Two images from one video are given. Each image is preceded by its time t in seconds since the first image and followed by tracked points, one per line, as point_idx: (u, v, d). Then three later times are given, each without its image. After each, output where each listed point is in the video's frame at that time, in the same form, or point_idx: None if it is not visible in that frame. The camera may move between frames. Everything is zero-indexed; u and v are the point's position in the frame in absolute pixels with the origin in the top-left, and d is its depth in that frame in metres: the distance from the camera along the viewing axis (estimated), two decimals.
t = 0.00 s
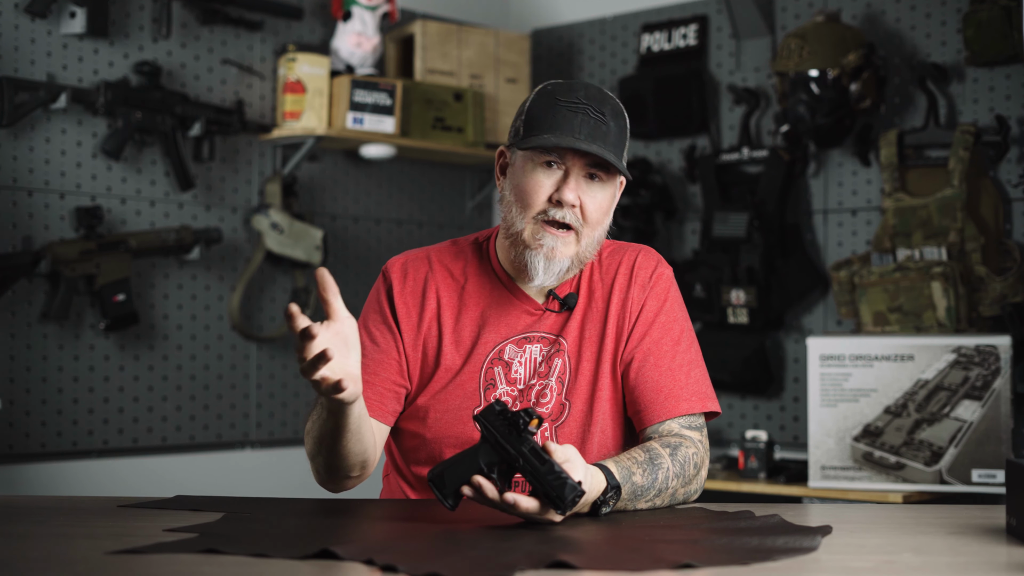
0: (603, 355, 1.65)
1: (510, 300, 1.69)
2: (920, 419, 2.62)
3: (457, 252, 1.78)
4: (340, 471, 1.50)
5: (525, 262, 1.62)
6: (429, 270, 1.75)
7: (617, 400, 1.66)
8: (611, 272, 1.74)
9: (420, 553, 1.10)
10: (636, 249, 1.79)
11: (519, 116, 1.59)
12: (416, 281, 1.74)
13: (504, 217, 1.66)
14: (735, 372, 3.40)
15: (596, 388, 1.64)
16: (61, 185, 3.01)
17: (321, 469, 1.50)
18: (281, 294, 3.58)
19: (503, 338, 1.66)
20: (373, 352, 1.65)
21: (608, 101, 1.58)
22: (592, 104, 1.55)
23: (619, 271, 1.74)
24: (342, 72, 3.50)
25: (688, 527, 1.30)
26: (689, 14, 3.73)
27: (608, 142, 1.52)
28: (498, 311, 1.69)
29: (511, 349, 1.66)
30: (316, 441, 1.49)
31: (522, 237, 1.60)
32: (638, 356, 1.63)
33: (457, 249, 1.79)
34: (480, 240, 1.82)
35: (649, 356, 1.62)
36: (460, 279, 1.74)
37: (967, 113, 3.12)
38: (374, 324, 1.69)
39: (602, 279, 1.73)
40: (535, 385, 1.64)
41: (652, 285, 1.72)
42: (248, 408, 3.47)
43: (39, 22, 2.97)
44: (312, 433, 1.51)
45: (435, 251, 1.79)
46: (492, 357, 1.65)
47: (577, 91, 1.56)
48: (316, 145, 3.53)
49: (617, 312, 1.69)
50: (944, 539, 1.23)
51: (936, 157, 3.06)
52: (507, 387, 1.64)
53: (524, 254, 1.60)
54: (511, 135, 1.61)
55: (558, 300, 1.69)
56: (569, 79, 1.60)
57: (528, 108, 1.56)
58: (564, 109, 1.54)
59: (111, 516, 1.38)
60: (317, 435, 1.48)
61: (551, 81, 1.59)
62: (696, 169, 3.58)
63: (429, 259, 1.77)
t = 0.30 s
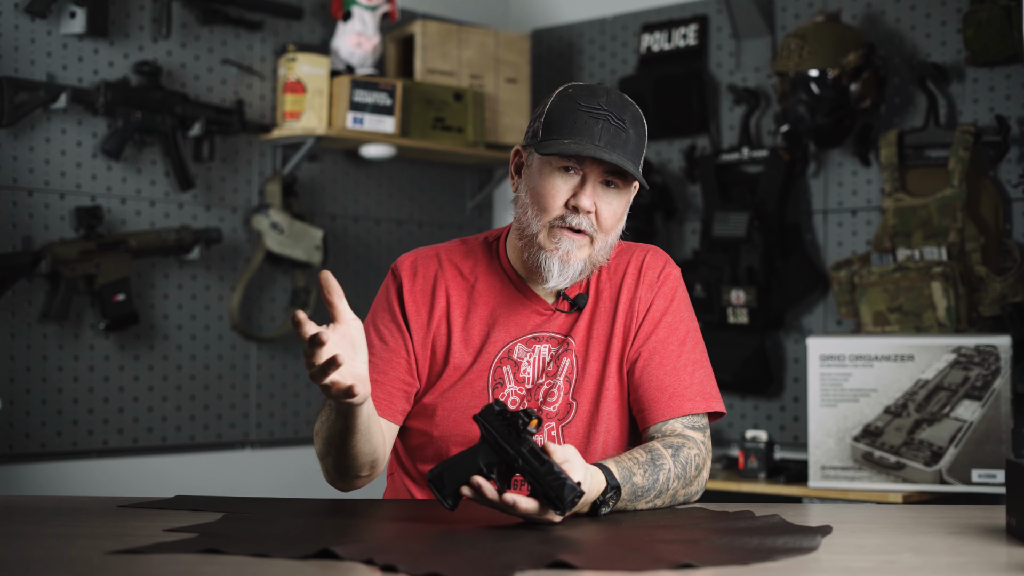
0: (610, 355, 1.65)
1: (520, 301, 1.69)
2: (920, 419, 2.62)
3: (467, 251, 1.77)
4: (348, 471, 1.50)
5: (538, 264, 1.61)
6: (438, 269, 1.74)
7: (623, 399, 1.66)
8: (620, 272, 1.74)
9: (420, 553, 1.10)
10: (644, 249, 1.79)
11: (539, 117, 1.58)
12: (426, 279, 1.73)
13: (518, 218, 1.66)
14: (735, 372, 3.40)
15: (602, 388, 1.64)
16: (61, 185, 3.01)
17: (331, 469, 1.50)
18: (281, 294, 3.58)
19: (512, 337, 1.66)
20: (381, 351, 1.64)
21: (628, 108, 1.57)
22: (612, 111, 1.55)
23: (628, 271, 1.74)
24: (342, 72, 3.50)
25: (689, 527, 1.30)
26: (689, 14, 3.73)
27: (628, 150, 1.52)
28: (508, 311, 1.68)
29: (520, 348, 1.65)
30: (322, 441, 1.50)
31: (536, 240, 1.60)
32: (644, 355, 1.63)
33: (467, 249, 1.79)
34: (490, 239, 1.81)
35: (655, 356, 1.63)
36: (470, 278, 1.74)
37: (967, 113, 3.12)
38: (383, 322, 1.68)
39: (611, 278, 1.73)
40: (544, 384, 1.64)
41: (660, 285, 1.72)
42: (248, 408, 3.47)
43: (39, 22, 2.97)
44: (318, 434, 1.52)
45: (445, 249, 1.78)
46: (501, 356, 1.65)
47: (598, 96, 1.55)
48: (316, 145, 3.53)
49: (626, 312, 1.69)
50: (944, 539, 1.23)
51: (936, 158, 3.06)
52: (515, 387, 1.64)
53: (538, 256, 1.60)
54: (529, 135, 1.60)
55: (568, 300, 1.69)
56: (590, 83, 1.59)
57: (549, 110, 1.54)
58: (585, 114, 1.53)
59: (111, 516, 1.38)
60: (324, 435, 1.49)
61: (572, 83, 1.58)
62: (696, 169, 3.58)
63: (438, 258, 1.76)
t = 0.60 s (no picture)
0: (612, 355, 1.65)
1: (523, 302, 1.69)
2: (920, 419, 2.62)
3: (468, 253, 1.78)
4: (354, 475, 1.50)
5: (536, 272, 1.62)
6: (441, 271, 1.74)
7: (624, 400, 1.66)
8: (621, 273, 1.74)
9: (420, 553, 1.11)
10: (645, 250, 1.79)
11: (536, 125, 1.57)
12: (428, 281, 1.73)
13: (518, 223, 1.65)
14: (735, 372, 3.39)
15: (604, 388, 1.64)
16: (61, 185, 3.01)
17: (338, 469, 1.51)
18: (281, 294, 3.58)
19: (515, 338, 1.67)
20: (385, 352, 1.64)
21: (627, 114, 1.55)
22: (608, 121, 1.52)
23: (629, 271, 1.74)
24: (342, 72, 3.50)
25: (689, 527, 1.30)
26: (689, 14, 3.73)
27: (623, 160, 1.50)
28: (510, 312, 1.69)
29: (523, 349, 1.66)
30: (329, 440, 1.51)
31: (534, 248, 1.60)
32: (645, 354, 1.63)
33: (469, 250, 1.79)
34: (492, 242, 1.81)
35: (655, 355, 1.63)
36: (472, 279, 1.73)
37: (967, 113, 3.12)
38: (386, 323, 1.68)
39: (613, 279, 1.73)
40: (546, 384, 1.64)
41: (661, 286, 1.72)
42: (248, 408, 3.47)
43: (39, 22, 2.97)
44: (326, 434, 1.54)
45: (447, 250, 1.78)
46: (504, 357, 1.65)
47: (595, 105, 1.53)
48: (317, 145, 3.53)
49: (627, 312, 1.69)
50: (944, 539, 1.23)
51: (936, 158, 3.06)
52: (518, 387, 1.64)
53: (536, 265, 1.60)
54: (527, 142, 1.59)
55: (571, 302, 1.68)
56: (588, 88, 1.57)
57: (544, 120, 1.53)
58: (581, 124, 1.51)
59: (110, 516, 1.38)
60: (332, 434, 1.51)
61: (570, 89, 1.56)
62: (696, 169, 3.58)
63: (441, 259, 1.76)
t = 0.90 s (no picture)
0: (609, 356, 1.66)
1: (519, 303, 1.70)
2: (920, 419, 2.62)
3: (465, 253, 1.77)
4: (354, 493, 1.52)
5: (532, 272, 1.62)
6: (438, 272, 1.74)
7: (622, 400, 1.66)
8: (619, 273, 1.73)
9: (420, 553, 1.11)
10: (643, 250, 1.79)
11: (527, 125, 1.56)
12: (425, 282, 1.73)
13: (513, 223, 1.65)
14: (735, 372, 3.39)
15: (602, 389, 1.64)
16: (61, 185, 3.01)
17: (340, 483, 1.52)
18: (281, 294, 3.58)
19: (512, 339, 1.67)
20: (382, 353, 1.64)
21: (618, 113, 1.54)
22: (599, 121, 1.51)
23: (627, 271, 1.73)
24: (342, 72, 3.50)
25: (689, 527, 1.30)
26: (689, 14, 3.73)
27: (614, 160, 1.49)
28: (507, 313, 1.69)
29: (519, 350, 1.66)
30: (339, 454, 1.49)
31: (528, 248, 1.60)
32: (642, 355, 1.63)
33: (465, 251, 1.79)
34: (489, 242, 1.81)
35: (653, 357, 1.63)
36: (469, 280, 1.74)
37: (967, 113, 3.12)
38: (383, 324, 1.68)
39: (610, 279, 1.73)
40: (543, 385, 1.64)
41: (659, 286, 1.72)
42: (248, 408, 3.47)
43: (39, 22, 2.97)
44: (335, 442, 1.51)
45: (444, 251, 1.79)
46: (501, 358, 1.66)
47: (586, 105, 1.52)
48: (317, 145, 3.53)
49: (625, 313, 1.69)
50: (944, 539, 1.23)
51: (936, 157, 3.06)
52: (515, 388, 1.65)
53: (531, 264, 1.61)
54: (519, 142, 1.58)
55: (567, 302, 1.69)
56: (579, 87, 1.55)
57: (535, 121, 1.52)
58: (571, 124, 1.50)
59: (111, 516, 1.38)
60: (345, 453, 1.48)
61: (561, 88, 1.55)
62: (696, 169, 3.58)
63: (438, 261, 1.76)
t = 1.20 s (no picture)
0: (603, 358, 1.65)
1: (511, 306, 1.69)
2: (920, 419, 2.62)
3: (456, 257, 1.77)
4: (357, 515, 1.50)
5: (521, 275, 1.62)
6: (430, 276, 1.74)
7: (618, 402, 1.66)
8: (612, 274, 1.73)
9: (420, 553, 1.11)
10: (636, 250, 1.78)
11: (505, 129, 1.56)
12: (417, 286, 1.73)
13: (498, 226, 1.66)
14: (735, 372, 3.39)
15: (598, 392, 1.64)
16: (61, 185, 3.01)
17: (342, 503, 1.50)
18: (281, 294, 3.58)
19: (504, 342, 1.67)
20: (377, 359, 1.64)
21: (595, 111, 1.53)
22: (576, 121, 1.51)
23: (620, 273, 1.73)
24: (342, 72, 3.50)
25: (689, 527, 1.30)
26: (689, 14, 3.73)
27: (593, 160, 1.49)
28: (499, 316, 1.69)
29: (512, 353, 1.66)
30: (348, 480, 1.47)
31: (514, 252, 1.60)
32: (638, 357, 1.63)
33: (455, 254, 1.78)
34: (479, 245, 1.81)
35: (649, 357, 1.63)
36: (461, 284, 1.73)
37: (967, 113, 3.12)
38: (376, 329, 1.68)
39: (603, 280, 1.72)
40: (537, 388, 1.64)
41: (653, 287, 1.71)
42: (248, 408, 3.47)
43: (39, 22, 2.97)
44: (341, 465, 1.48)
45: (435, 255, 1.78)
46: (494, 361, 1.65)
47: (562, 105, 1.51)
48: (317, 145, 3.53)
49: (618, 315, 1.68)
50: (944, 539, 1.23)
51: (936, 157, 3.06)
52: (509, 392, 1.65)
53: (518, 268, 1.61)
54: (499, 146, 1.58)
55: (559, 304, 1.68)
56: (555, 86, 1.54)
57: (512, 125, 1.52)
58: (549, 126, 1.50)
59: (111, 516, 1.38)
60: (351, 477, 1.46)
61: (537, 89, 1.55)
62: (696, 169, 3.58)
63: (429, 265, 1.76)
